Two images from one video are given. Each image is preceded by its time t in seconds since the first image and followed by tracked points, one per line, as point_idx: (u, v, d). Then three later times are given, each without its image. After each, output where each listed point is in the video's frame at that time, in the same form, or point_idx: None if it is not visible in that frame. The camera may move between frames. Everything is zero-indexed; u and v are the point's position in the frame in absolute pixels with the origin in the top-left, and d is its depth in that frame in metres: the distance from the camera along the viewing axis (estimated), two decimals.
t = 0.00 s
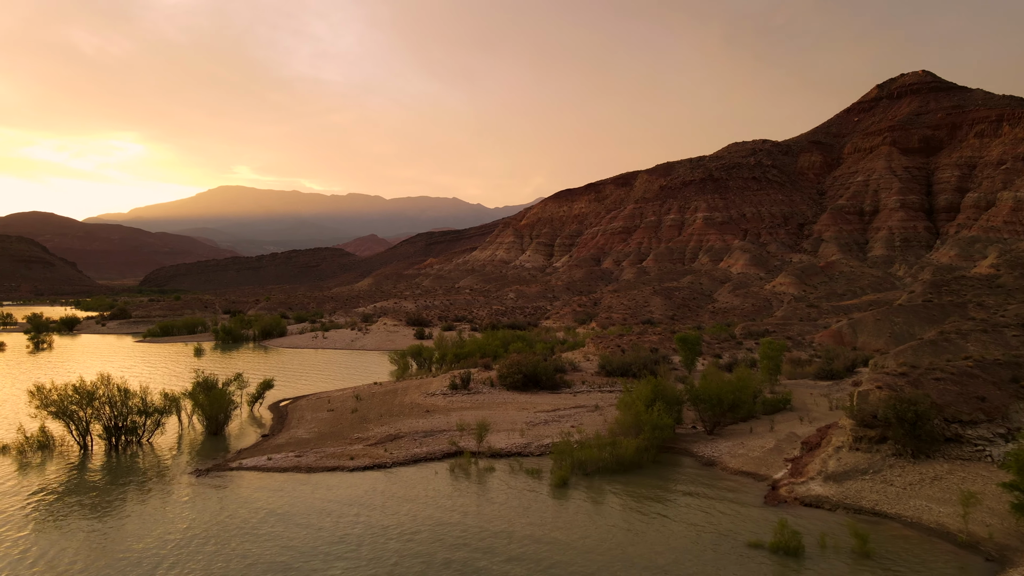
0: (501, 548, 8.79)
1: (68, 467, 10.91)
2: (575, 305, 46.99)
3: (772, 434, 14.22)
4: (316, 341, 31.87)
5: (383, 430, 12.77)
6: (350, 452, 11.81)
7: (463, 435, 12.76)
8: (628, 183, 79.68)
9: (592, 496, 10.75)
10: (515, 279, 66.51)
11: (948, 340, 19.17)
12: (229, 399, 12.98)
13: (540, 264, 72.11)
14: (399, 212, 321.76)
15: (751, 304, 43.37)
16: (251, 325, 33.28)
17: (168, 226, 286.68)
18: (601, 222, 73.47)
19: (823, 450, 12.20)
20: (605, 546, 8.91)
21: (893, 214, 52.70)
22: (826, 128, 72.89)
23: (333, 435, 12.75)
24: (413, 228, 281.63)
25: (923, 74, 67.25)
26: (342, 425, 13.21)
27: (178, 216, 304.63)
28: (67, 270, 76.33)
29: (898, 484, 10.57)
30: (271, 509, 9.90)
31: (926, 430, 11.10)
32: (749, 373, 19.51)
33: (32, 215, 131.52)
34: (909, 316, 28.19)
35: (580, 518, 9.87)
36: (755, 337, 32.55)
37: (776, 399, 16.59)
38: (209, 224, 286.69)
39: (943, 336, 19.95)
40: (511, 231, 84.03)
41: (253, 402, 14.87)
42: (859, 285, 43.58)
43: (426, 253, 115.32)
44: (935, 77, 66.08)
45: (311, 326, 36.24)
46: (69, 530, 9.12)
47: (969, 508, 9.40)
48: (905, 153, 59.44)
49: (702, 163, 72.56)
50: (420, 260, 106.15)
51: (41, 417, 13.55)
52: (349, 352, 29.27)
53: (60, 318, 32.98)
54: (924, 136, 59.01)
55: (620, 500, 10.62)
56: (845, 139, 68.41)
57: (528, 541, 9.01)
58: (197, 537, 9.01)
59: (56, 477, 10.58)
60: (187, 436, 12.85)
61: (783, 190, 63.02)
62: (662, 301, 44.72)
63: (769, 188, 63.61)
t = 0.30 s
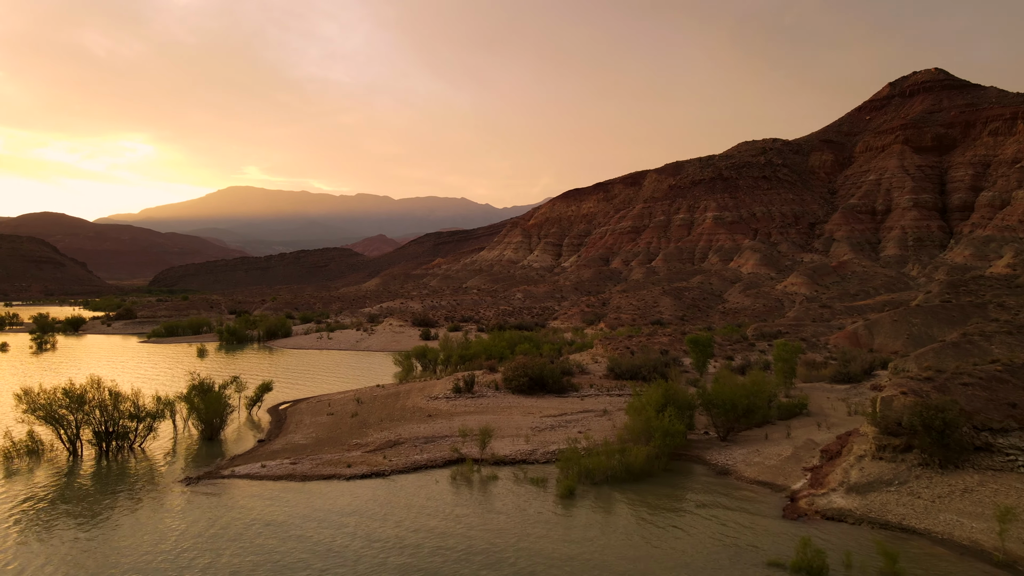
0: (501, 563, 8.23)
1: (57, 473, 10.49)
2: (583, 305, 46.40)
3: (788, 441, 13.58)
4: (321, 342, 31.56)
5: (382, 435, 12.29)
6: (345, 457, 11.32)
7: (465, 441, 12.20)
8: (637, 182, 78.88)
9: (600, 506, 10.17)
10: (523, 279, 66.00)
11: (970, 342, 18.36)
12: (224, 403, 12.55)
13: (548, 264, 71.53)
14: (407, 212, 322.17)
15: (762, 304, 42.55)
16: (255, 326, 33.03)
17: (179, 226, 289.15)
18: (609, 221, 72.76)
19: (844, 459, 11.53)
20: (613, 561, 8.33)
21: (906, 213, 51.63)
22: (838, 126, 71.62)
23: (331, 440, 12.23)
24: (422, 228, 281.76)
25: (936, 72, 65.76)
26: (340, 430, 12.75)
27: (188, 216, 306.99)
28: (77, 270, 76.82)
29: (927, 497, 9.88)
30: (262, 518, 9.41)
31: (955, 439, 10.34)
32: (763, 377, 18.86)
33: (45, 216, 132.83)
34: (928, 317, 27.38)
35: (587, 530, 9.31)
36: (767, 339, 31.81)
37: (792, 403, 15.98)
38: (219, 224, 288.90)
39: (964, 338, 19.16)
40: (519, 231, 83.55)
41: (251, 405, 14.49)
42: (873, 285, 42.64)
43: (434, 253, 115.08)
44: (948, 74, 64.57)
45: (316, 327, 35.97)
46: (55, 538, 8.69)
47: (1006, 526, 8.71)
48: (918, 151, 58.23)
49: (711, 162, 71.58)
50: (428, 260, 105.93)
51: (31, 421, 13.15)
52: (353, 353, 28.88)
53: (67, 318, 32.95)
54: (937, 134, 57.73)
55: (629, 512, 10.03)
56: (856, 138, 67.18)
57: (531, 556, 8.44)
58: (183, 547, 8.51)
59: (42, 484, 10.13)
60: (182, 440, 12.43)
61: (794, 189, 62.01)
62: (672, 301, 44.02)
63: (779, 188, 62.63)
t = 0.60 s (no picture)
0: None
1: (44, 479, 10.08)
2: (592, 305, 45.78)
3: (806, 448, 12.97)
4: (325, 342, 31.22)
5: (380, 439, 11.80)
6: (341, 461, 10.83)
7: (468, 448, 11.66)
8: (646, 181, 78.05)
9: (609, 518, 9.60)
10: (531, 279, 65.45)
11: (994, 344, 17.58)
12: (218, 406, 12.13)
13: (556, 264, 70.92)
14: (416, 212, 322.37)
15: (774, 305, 41.75)
16: (260, 326, 32.80)
17: (190, 227, 291.40)
18: (618, 221, 72.01)
19: (867, 469, 10.89)
20: None
21: (919, 212, 50.54)
22: (849, 124, 70.34)
23: (329, 445, 11.76)
24: (430, 228, 281.78)
25: (949, 69, 64.24)
26: (337, 435, 12.28)
27: (199, 217, 309.34)
28: (87, 270, 77.32)
29: (957, 510, 9.23)
30: (252, 523, 8.91)
31: (986, 448, 9.64)
32: (778, 380, 18.26)
33: (58, 217, 134.12)
34: (947, 318, 26.59)
35: (595, 544, 8.73)
36: (780, 340, 31.04)
37: (809, 408, 15.36)
38: (229, 224, 290.93)
39: (987, 340, 18.38)
40: (528, 230, 83.02)
41: (249, 408, 14.10)
42: (887, 285, 41.66)
43: (442, 253, 114.79)
44: (962, 72, 63.08)
45: (322, 327, 35.71)
46: (39, 547, 8.26)
47: None
48: (931, 150, 57.02)
49: (721, 161, 70.66)
50: (436, 260, 105.64)
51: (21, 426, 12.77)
52: (358, 354, 28.53)
53: (73, 318, 32.90)
54: (950, 132, 56.52)
55: (639, 524, 9.46)
56: (868, 136, 65.96)
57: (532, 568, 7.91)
58: (167, 555, 8.03)
59: (28, 491, 9.71)
60: (176, 445, 12.02)
61: (805, 188, 60.98)
62: (681, 301, 43.31)
63: (790, 187, 61.61)
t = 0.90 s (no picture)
0: None
1: (30, 485, 9.69)
2: (601, 305, 45.19)
3: (826, 456, 12.34)
4: (330, 343, 30.89)
5: (379, 445, 11.31)
6: (337, 465, 10.37)
7: (470, 455, 11.13)
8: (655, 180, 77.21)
9: (619, 531, 9.05)
10: (539, 279, 64.89)
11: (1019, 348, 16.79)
12: (212, 410, 11.71)
13: (565, 264, 70.28)
14: (424, 212, 322.57)
15: (785, 305, 40.90)
16: (265, 327, 32.53)
17: (201, 227, 293.73)
18: (627, 221, 71.22)
19: (892, 479, 10.20)
20: None
21: (933, 211, 49.44)
22: (861, 123, 69.08)
23: (326, 450, 11.28)
24: (439, 228, 281.71)
25: (963, 66, 62.83)
26: (335, 440, 11.81)
27: (210, 217, 311.68)
28: (98, 270, 77.81)
29: (992, 527, 8.43)
30: (239, 533, 8.44)
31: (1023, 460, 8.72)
32: (794, 384, 17.61)
33: (71, 218, 135.52)
34: (968, 319, 25.79)
35: (602, 559, 8.19)
36: (793, 342, 30.27)
37: (826, 413, 14.72)
38: (239, 225, 292.84)
39: (1012, 343, 17.57)
40: (536, 230, 82.44)
41: (246, 412, 13.71)
42: (901, 285, 40.66)
43: (451, 253, 114.49)
44: (975, 69, 61.68)
45: (327, 328, 35.42)
46: (19, 557, 7.83)
47: None
48: (944, 148, 55.81)
49: (731, 160, 69.71)
50: (444, 260, 105.32)
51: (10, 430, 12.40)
52: (363, 355, 28.17)
53: (79, 318, 32.85)
54: (964, 130, 55.32)
55: (649, 538, 8.90)
56: (881, 134, 64.75)
57: None
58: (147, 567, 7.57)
59: (12, 497, 9.30)
60: (169, 450, 11.63)
61: (816, 187, 59.95)
62: (692, 301, 42.57)
63: (801, 186, 60.59)
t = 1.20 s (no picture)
0: None
1: (14, 492, 9.30)
2: (609, 306, 44.58)
3: (847, 465, 11.73)
4: (335, 344, 30.54)
5: (377, 452, 10.83)
6: (332, 473, 9.89)
7: (472, 463, 10.62)
8: (664, 179, 76.33)
9: (628, 546, 8.52)
10: (548, 279, 64.30)
11: None
12: (205, 414, 11.29)
13: (573, 264, 69.63)
14: (433, 212, 322.72)
15: (797, 305, 40.03)
16: (270, 327, 32.24)
17: (212, 228, 295.79)
18: (635, 220, 70.45)
19: (918, 490, 9.51)
20: None
21: (947, 210, 48.35)
22: (873, 121, 67.84)
23: (322, 456, 10.81)
24: (447, 228, 281.67)
25: (976, 63, 61.48)
26: (333, 447, 11.36)
27: (220, 218, 313.91)
28: (108, 270, 78.23)
29: None
30: (225, 545, 7.97)
31: None
32: (811, 389, 16.91)
33: (83, 219, 136.64)
34: (990, 320, 24.95)
35: None
36: (807, 344, 29.49)
37: (845, 419, 14.08)
38: (249, 225, 294.63)
39: None
40: (544, 230, 81.85)
41: (243, 415, 13.31)
42: (916, 285, 39.68)
43: (459, 253, 114.15)
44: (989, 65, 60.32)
45: (332, 328, 35.12)
46: None
47: None
48: (958, 146, 54.61)
49: (741, 158, 68.72)
50: (452, 260, 104.96)
51: None
52: (368, 356, 27.80)
53: (86, 318, 32.77)
54: (979, 128, 54.17)
55: (659, 554, 8.32)
56: (893, 133, 63.55)
57: None
58: None
59: None
60: (162, 455, 11.23)
61: (828, 186, 58.92)
62: (702, 302, 41.82)
63: (813, 185, 59.57)
